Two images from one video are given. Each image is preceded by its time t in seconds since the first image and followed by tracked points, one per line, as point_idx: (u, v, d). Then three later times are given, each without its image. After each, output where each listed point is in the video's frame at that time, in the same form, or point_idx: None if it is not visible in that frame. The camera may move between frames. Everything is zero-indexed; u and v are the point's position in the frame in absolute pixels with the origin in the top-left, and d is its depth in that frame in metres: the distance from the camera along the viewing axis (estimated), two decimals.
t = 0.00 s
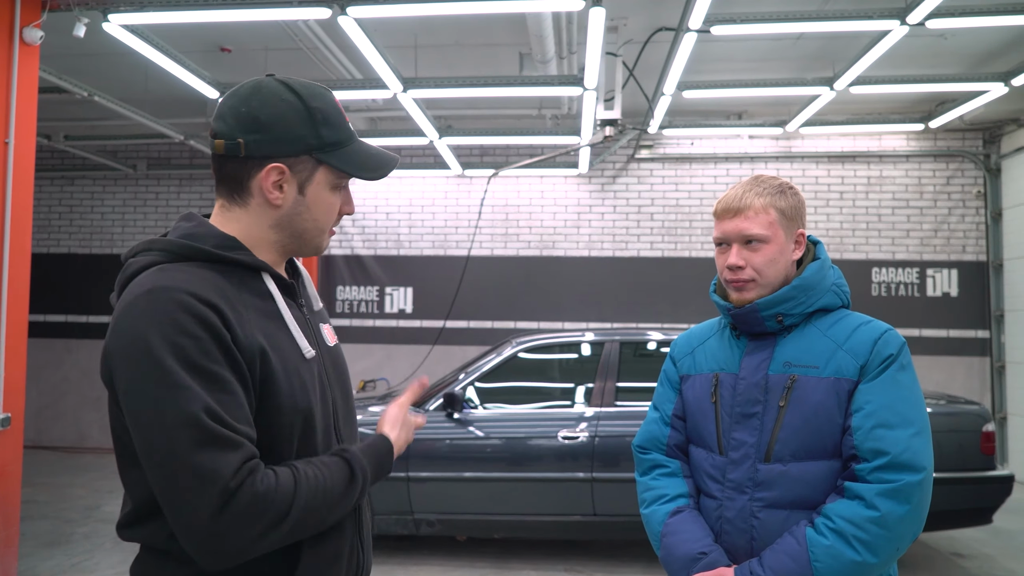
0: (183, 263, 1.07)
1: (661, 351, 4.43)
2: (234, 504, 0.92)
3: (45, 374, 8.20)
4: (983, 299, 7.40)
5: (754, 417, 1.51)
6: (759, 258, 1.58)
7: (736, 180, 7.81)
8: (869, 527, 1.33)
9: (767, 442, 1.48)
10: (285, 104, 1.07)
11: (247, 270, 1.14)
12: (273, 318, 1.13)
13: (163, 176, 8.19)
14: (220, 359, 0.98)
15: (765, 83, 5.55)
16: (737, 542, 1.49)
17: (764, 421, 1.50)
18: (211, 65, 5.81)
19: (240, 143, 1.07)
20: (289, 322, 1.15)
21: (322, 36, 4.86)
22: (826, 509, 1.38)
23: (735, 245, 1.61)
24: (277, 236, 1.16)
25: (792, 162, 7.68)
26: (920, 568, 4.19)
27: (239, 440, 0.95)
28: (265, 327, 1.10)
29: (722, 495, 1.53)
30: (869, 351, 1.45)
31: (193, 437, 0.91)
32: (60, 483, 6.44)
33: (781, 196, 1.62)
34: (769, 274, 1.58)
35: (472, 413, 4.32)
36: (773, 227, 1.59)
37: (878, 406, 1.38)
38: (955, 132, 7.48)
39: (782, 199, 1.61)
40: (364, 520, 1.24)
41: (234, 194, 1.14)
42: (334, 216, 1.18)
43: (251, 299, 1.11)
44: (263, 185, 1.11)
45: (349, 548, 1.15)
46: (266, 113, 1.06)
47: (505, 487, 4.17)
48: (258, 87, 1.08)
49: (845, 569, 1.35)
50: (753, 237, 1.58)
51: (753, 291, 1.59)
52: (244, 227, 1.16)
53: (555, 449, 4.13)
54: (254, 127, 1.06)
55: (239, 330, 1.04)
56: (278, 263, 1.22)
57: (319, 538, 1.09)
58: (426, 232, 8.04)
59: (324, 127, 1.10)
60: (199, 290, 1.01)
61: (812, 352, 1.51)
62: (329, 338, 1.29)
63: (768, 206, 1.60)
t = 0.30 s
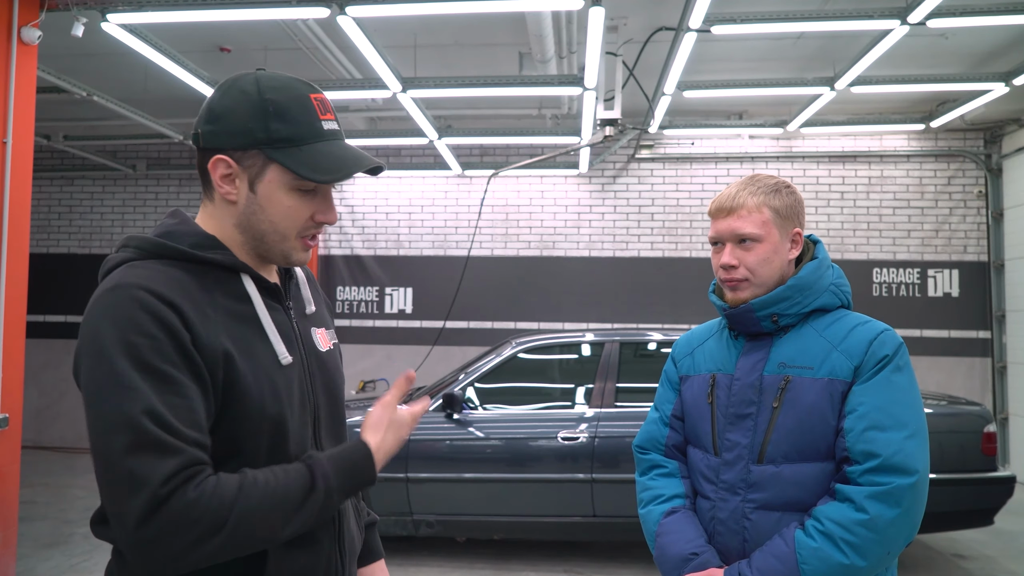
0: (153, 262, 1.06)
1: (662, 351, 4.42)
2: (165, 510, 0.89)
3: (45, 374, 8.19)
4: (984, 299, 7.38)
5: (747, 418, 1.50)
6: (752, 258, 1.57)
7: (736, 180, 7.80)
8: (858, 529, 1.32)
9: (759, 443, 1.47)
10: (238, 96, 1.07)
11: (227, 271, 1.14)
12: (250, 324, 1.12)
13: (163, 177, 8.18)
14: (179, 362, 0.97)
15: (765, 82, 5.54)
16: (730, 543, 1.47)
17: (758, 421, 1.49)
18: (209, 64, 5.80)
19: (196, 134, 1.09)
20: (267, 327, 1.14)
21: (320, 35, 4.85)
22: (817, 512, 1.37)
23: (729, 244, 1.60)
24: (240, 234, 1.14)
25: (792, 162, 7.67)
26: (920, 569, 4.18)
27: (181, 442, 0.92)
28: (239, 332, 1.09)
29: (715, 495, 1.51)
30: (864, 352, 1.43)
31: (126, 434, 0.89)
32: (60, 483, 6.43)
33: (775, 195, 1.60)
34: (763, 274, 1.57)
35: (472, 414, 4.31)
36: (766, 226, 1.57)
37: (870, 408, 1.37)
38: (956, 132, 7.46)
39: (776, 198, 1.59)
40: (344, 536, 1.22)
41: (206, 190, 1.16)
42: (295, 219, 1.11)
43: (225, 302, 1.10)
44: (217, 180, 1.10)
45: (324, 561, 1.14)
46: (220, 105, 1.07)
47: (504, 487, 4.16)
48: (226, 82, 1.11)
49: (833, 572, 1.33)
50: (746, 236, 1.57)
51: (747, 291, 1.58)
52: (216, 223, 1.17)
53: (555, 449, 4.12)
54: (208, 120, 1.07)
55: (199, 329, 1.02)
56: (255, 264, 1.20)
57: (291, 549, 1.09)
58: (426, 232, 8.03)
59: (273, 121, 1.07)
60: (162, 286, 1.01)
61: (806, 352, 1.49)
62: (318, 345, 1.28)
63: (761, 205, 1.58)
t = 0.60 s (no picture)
0: (133, 265, 1.07)
1: (663, 353, 4.40)
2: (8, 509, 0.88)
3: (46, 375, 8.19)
4: (987, 301, 7.36)
5: (745, 421, 1.49)
6: (747, 258, 1.56)
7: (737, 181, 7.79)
8: (856, 535, 1.30)
9: (757, 447, 1.46)
10: (228, 98, 1.07)
11: (208, 276, 1.12)
12: (230, 331, 1.10)
13: (164, 178, 8.19)
14: (99, 374, 0.94)
15: (767, 83, 5.54)
16: (727, 548, 1.46)
17: (756, 425, 1.47)
18: (210, 65, 5.80)
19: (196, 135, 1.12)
20: (248, 333, 1.12)
21: (321, 37, 4.85)
22: (815, 516, 1.36)
23: (723, 245, 1.59)
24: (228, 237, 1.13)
25: (793, 164, 7.66)
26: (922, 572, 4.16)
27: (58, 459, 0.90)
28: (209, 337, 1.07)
29: (713, 499, 1.50)
30: (863, 354, 1.42)
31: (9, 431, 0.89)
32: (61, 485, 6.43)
33: (770, 194, 1.59)
34: (759, 274, 1.55)
35: (472, 416, 4.30)
36: (761, 225, 1.56)
37: (868, 411, 1.36)
38: (958, 133, 7.45)
39: (770, 198, 1.58)
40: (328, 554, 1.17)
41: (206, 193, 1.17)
42: (277, 222, 1.07)
43: (201, 306, 1.09)
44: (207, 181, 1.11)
45: None
46: (214, 107, 1.09)
47: (504, 489, 4.15)
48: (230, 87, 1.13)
49: None
50: (740, 236, 1.56)
51: (745, 293, 1.56)
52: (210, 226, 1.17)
53: (555, 451, 4.11)
54: (203, 119, 1.09)
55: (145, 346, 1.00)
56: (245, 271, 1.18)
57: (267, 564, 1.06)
58: (426, 234, 8.03)
59: (256, 120, 1.06)
60: (120, 289, 1.01)
61: (803, 354, 1.48)
62: (315, 353, 1.23)
63: (755, 205, 1.57)
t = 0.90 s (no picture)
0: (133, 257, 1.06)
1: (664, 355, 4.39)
2: (87, 461, 0.88)
3: (47, 377, 8.19)
4: (990, 302, 7.34)
5: (745, 425, 1.48)
6: (747, 260, 1.54)
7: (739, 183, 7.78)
8: (858, 541, 1.29)
9: (758, 451, 1.44)
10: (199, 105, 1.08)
11: (205, 274, 1.09)
12: (219, 320, 1.06)
13: (166, 180, 8.19)
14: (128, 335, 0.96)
15: (769, 85, 5.53)
16: (728, 554, 1.44)
17: (756, 429, 1.46)
18: (211, 67, 5.80)
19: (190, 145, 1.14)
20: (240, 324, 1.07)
21: (322, 38, 4.85)
22: (817, 522, 1.34)
23: (723, 246, 1.58)
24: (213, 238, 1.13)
25: (795, 165, 7.64)
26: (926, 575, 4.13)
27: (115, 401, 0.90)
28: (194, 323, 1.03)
29: (713, 504, 1.49)
30: (864, 357, 1.41)
31: (71, 402, 0.91)
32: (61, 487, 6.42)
33: (770, 195, 1.58)
34: (759, 275, 1.54)
35: (473, 418, 4.29)
36: (761, 226, 1.54)
37: (870, 414, 1.34)
38: (961, 134, 7.43)
39: (770, 198, 1.57)
40: (319, 556, 1.08)
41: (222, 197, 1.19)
42: (215, 224, 1.03)
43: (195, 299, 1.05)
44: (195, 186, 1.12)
45: None
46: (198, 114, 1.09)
47: (505, 492, 4.14)
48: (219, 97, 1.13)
49: None
50: (740, 237, 1.54)
51: (745, 294, 1.55)
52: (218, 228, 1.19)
53: (557, 454, 4.10)
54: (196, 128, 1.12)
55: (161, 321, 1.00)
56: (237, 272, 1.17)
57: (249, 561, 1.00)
58: (428, 235, 8.02)
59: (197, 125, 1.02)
60: (129, 276, 1.01)
61: (804, 357, 1.47)
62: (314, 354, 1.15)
63: (756, 205, 1.56)
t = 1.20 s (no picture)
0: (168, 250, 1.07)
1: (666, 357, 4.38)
2: (129, 446, 0.89)
3: (49, 379, 8.20)
4: (993, 304, 7.31)
5: (746, 428, 1.46)
6: (748, 262, 1.53)
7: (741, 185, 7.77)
8: (862, 546, 1.28)
9: (759, 455, 1.43)
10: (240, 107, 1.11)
11: (236, 273, 1.09)
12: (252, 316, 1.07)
13: (168, 182, 8.21)
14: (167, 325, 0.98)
15: (771, 86, 5.52)
16: (729, 559, 1.43)
17: (757, 433, 1.45)
18: (213, 69, 5.81)
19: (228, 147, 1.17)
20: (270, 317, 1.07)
21: (324, 39, 4.85)
22: (819, 527, 1.33)
23: (723, 248, 1.57)
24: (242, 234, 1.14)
25: (798, 166, 7.63)
26: None
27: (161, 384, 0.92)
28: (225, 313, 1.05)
29: (714, 509, 1.47)
30: (867, 360, 1.39)
31: (114, 389, 0.92)
32: (63, 489, 6.42)
33: (770, 196, 1.57)
34: (760, 277, 1.53)
35: (474, 420, 4.29)
36: (762, 227, 1.53)
37: (873, 418, 1.33)
38: (964, 136, 7.41)
39: (771, 199, 1.56)
40: (337, 550, 1.08)
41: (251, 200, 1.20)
42: (244, 218, 1.05)
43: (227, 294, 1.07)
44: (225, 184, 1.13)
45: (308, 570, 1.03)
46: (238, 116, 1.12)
47: (507, 494, 4.12)
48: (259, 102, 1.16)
49: None
50: (741, 238, 1.53)
51: (745, 296, 1.54)
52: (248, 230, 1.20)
53: (559, 456, 4.08)
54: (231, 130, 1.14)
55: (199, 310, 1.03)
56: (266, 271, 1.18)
57: (270, 551, 1.00)
58: (430, 237, 8.02)
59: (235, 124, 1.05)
60: (166, 269, 1.03)
61: (807, 360, 1.46)
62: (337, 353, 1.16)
63: (756, 206, 1.55)
